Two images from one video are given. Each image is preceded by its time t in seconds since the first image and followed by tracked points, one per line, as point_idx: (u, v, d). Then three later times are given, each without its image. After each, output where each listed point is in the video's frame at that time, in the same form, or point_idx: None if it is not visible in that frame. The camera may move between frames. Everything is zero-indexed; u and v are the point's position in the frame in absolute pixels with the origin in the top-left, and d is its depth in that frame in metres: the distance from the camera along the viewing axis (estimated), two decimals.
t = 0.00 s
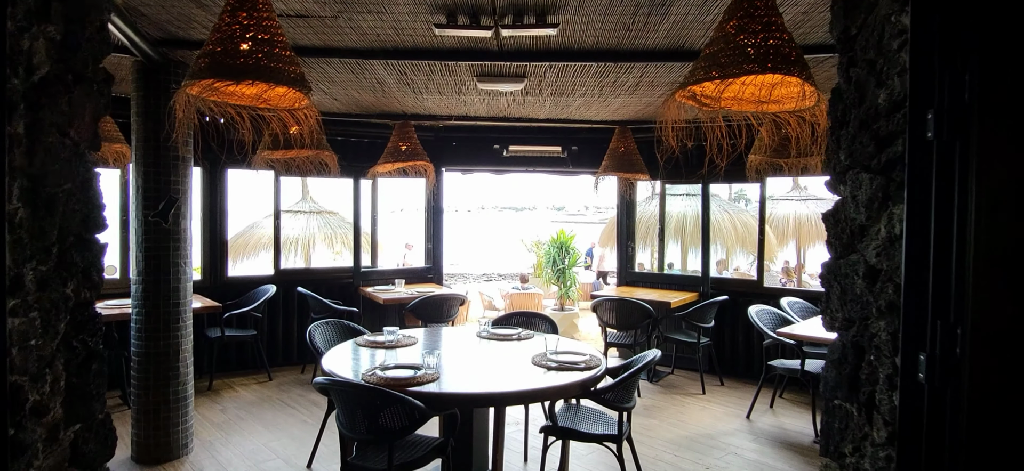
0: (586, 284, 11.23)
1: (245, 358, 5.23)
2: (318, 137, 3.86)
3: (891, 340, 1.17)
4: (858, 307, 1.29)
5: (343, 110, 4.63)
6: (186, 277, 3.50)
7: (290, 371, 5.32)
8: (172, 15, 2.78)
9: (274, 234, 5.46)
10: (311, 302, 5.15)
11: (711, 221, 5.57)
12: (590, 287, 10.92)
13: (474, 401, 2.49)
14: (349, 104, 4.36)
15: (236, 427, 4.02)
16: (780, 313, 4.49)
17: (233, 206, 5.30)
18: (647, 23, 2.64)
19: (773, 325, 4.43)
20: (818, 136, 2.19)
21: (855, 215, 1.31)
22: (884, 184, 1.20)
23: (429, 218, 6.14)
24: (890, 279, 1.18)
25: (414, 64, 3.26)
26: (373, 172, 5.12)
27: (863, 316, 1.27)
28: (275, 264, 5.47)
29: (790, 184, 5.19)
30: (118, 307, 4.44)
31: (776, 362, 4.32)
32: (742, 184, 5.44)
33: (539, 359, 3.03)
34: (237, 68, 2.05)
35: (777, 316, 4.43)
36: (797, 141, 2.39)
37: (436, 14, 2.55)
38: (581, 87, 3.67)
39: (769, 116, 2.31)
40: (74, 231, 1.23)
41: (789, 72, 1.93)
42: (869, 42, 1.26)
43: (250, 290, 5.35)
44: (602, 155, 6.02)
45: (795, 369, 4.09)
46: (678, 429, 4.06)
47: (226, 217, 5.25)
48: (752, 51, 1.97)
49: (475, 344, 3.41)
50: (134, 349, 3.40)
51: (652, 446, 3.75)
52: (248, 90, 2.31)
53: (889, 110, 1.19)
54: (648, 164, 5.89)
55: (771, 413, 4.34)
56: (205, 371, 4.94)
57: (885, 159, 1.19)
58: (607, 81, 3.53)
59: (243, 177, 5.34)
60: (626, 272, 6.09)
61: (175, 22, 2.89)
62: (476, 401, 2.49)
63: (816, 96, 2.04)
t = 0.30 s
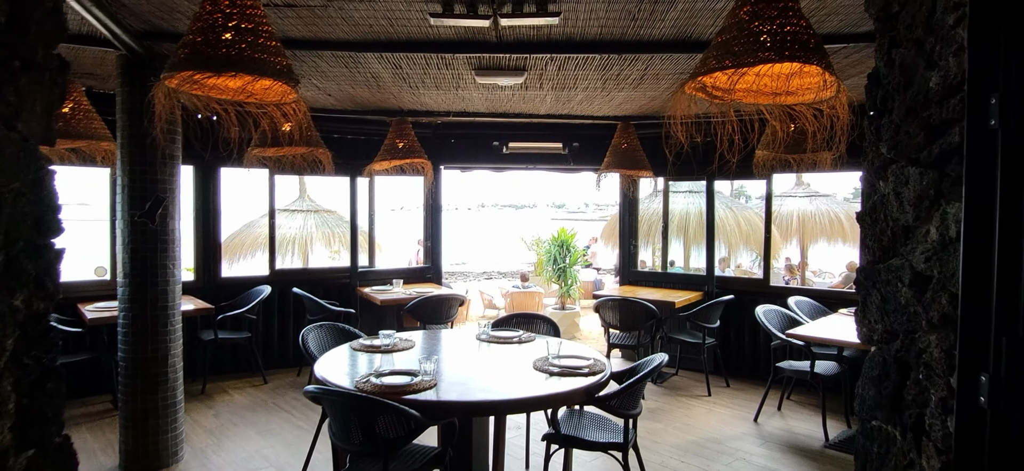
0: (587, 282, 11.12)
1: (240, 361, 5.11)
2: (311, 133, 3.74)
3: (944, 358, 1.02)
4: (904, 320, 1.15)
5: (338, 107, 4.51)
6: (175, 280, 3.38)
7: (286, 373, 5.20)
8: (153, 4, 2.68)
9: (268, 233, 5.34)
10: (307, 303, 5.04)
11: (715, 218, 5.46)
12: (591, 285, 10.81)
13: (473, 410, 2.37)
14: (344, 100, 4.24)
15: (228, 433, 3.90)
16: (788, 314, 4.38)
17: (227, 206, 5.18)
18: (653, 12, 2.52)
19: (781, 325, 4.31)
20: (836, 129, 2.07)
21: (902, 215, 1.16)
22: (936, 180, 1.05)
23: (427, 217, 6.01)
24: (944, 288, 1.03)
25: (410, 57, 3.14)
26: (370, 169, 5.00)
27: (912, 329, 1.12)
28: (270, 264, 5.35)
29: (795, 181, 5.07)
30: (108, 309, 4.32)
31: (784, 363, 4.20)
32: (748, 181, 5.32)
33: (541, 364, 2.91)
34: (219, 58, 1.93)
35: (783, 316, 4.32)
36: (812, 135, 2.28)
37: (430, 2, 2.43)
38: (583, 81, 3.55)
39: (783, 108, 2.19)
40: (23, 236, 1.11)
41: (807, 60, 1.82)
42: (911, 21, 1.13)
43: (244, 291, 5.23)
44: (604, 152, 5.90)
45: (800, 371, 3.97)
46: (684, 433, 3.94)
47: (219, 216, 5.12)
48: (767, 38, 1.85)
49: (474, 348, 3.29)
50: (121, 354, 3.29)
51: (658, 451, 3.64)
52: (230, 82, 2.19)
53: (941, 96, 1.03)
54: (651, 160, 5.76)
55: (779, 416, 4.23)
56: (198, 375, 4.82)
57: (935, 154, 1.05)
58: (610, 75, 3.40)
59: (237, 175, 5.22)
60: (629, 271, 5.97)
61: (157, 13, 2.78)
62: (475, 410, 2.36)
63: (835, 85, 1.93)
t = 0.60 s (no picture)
0: (589, 283, 11.01)
1: (235, 365, 5.01)
2: (303, 130, 3.63)
3: (1008, 375, 0.87)
4: (946, 331, 1.00)
5: (334, 105, 4.41)
6: (164, 283, 3.28)
7: (282, 378, 5.09)
8: None
9: (264, 235, 5.24)
10: (303, 306, 4.93)
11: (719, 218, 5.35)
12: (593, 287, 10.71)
13: (471, 420, 2.26)
14: (339, 98, 4.13)
15: (221, 440, 3.80)
16: (795, 315, 4.26)
17: (221, 207, 5.08)
18: (659, 3, 2.42)
19: (788, 328, 4.20)
20: (855, 123, 1.96)
21: (943, 211, 1.01)
22: (993, 169, 0.91)
23: (426, 218, 5.91)
24: (1004, 293, 0.89)
25: (405, 51, 3.03)
26: (367, 170, 4.89)
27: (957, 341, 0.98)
28: (266, 266, 5.24)
29: (799, 180, 4.97)
30: (99, 313, 4.22)
31: (792, 367, 4.09)
32: (751, 180, 5.21)
33: (543, 370, 2.80)
34: (201, 50, 1.83)
35: (791, 318, 4.21)
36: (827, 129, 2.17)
37: None
38: (585, 76, 3.44)
39: (798, 101, 2.08)
40: None
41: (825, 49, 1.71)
42: None
43: (239, 293, 5.12)
44: (606, 151, 5.79)
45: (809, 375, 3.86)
46: (690, 439, 3.83)
47: (213, 218, 5.02)
48: (782, 25, 1.75)
49: (473, 353, 3.18)
50: (108, 360, 3.18)
51: (664, 458, 3.53)
52: (213, 75, 2.12)
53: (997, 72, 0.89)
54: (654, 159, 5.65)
55: (787, 421, 4.12)
56: (192, 380, 4.72)
57: (993, 138, 0.89)
58: (613, 69, 3.29)
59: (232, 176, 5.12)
60: (632, 272, 5.86)
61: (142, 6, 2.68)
62: (472, 419, 2.25)
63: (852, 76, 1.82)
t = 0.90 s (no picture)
0: (591, 283, 10.88)
1: (229, 368, 4.88)
2: (294, 125, 3.50)
3: None
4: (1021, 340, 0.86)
5: (328, 100, 4.29)
6: (151, 284, 3.15)
7: (277, 381, 4.97)
8: None
9: (259, 234, 5.11)
10: (298, 308, 4.80)
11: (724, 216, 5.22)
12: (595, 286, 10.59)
13: (469, 429, 2.13)
14: (333, 93, 4.01)
15: (212, 446, 3.68)
16: (804, 316, 4.13)
17: (214, 206, 4.96)
18: None
19: (797, 328, 4.07)
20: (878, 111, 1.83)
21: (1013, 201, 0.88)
22: None
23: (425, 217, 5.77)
24: None
25: (399, 41, 2.90)
26: (363, 167, 4.76)
27: None
28: (261, 266, 5.12)
29: (805, 177, 4.84)
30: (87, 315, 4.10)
31: (801, 369, 3.96)
32: (756, 178, 5.08)
33: (544, 374, 2.67)
34: (176, 35, 1.70)
35: (800, 318, 4.09)
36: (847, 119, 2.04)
37: None
38: (587, 68, 3.31)
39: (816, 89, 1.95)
40: None
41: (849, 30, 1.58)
42: None
43: (233, 294, 5.00)
44: (608, 147, 5.66)
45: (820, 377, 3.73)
46: (697, 444, 3.70)
47: (206, 216, 4.90)
48: (801, 6, 1.62)
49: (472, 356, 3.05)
50: (93, 364, 3.05)
51: (669, 465, 3.40)
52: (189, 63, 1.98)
53: None
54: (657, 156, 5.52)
55: (796, 425, 3.99)
56: (184, 383, 4.60)
57: None
58: (616, 61, 3.17)
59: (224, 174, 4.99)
60: (635, 272, 5.72)
61: None
62: (470, 428, 2.12)
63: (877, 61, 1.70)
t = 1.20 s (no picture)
0: (591, 282, 10.73)
1: (219, 372, 4.73)
2: (281, 121, 3.36)
3: None
4: None
5: (320, 96, 4.15)
6: (131, 288, 3.00)
7: (268, 386, 4.82)
8: None
9: (250, 235, 4.97)
10: (290, 311, 4.65)
11: (727, 215, 5.08)
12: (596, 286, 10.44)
13: (462, 446, 1.97)
14: (323, 88, 3.86)
15: (198, 456, 3.53)
16: (814, 319, 3.98)
17: (204, 205, 4.81)
18: None
19: (807, 332, 3.92)
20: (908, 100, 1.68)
21: None
22: None
23: (421, 216, 5.61)
24: None
25: (390, 32, 2.75)
26: (357, 165, 4.61)
27: None
28: (252, 267, 4.96)
29: (809, 176, 4.70)
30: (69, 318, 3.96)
31: (811, 374, 3.81)
32: (760, 176, 4.94)
33: (544, 384, 2.51)
34: (140, 19, 1.55)
35: (809, 322, 3.93)
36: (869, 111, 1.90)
37: None
38: (588, 60, 3.16)
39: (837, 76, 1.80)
40: None
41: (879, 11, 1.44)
42: None
43: (223, 296, 4.85)
44: (609, 145, 5.51)
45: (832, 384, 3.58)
46: (703, 454, 3.55)
47: (195, 216, 4.76)
48: None
49: (467, 364, 2.89)
50: (69, 372, 2.90)
51: None
52: (153, 50, 1.83)
53: None
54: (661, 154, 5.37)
55: (805, 432, 3.85)
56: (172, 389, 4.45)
57: None
58: (619, 53, 3.02)
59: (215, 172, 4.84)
60: (637, 273, 5.56)
61: None
62: (463, 444, 1.97)
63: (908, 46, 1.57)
